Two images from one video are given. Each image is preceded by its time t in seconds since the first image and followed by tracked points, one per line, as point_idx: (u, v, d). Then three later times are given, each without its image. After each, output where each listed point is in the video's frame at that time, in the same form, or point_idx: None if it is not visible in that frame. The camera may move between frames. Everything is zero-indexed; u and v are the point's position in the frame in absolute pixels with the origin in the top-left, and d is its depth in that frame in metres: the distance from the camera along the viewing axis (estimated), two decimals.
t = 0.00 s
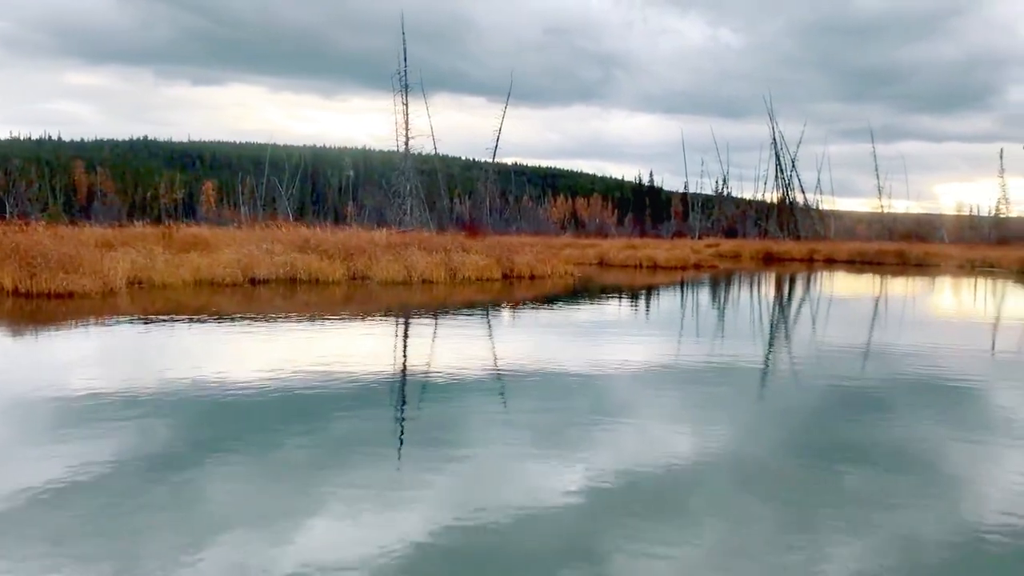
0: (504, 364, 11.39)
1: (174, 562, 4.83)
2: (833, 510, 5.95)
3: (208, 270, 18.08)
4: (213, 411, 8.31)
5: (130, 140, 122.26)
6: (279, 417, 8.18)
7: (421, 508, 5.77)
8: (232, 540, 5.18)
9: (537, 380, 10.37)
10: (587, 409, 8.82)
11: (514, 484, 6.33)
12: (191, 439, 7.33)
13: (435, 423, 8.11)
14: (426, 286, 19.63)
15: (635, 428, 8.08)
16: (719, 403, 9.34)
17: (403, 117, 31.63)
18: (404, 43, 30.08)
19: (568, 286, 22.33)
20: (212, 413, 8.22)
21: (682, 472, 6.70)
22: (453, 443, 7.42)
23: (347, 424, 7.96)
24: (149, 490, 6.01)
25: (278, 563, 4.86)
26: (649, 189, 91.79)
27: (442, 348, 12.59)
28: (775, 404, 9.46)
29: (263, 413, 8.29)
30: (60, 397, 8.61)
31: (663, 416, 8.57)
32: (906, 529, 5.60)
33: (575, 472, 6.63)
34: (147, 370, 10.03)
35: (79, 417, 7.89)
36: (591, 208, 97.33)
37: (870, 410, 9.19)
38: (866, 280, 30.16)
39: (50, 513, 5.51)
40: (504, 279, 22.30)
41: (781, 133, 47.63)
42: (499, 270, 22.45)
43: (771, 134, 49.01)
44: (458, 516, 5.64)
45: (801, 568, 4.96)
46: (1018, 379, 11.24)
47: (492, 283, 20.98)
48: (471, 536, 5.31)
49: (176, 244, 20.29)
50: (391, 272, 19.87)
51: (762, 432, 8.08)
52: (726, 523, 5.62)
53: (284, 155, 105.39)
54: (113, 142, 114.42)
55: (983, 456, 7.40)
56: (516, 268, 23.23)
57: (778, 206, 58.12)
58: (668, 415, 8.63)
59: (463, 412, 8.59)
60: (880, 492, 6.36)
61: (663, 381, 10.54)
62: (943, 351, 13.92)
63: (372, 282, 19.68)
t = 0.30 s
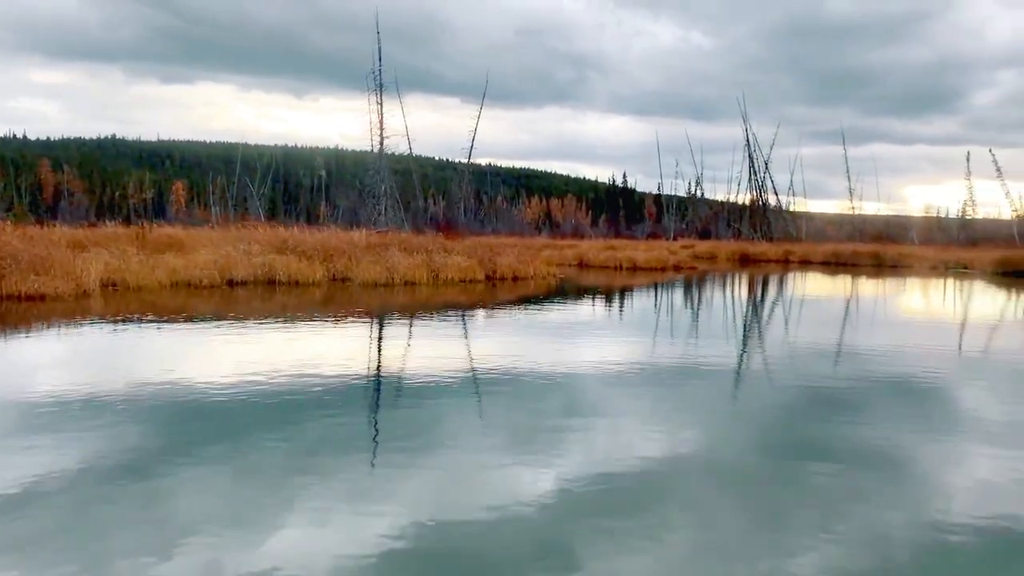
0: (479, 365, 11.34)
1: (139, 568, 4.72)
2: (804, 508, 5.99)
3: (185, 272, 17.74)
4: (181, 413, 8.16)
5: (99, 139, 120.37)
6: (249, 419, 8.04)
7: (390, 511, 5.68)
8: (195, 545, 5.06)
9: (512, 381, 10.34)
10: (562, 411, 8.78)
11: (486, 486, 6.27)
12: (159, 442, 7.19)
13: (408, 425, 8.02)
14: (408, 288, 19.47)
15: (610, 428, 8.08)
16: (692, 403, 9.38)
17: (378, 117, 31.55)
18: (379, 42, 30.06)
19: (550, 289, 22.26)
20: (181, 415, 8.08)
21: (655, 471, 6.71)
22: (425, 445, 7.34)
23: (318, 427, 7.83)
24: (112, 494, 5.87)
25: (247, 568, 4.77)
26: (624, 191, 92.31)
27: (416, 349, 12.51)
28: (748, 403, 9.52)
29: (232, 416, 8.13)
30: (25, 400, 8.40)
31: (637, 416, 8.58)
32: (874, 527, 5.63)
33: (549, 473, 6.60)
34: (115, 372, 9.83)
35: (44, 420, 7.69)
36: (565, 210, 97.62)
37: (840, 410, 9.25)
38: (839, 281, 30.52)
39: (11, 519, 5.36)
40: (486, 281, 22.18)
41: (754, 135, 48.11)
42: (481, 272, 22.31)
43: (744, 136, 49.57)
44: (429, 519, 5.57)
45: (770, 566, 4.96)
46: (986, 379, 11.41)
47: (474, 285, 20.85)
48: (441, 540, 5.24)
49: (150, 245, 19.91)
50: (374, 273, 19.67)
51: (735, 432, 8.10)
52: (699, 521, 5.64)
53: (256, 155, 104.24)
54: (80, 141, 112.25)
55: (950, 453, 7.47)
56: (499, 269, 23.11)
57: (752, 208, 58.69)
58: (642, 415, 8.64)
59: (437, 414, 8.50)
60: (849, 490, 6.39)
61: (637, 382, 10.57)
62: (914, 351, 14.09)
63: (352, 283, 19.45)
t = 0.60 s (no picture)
0: (453, 365, 11.29)
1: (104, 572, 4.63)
2: (774, 503, 6.05)
3: (161, 273, 17.40)
4: (150, 414, 8.02)
5: (66, 138, 118.15)
6: (218, 420, 7.90)
7: (361, 513, 5.59)
8: (160, 550, 4.94)
9: (486, 381, 10.32)
10: (535, 410, 8.76)
11: (459, 486, 6.22)
12: (126, 443, 7.06)
13: (380, 426, 7.94)
14: (390, 289, 19.19)
15: (583, 427, 8.10)
16: (665, 402, 9.44)
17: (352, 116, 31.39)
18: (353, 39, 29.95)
19: (532, 290, 22.21)
20: (149, 416, 7.94)
21: (628, 469, 6.73)
22: (397, 445, 7.27)
23: (288, 428, 7.72)
24: (73, 499, 5.71)
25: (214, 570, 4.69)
26: (599, 192, 92.70)
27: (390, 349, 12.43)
28: (720, 402, 9.59)
29: (200, 417, 7.99)
30: None
31: (610, 415, 8.61)
32: (843, 522, 5.66)
33: (522, 472, 6.59)
34: (83, 373, 9.65)
35: (7, 422, 7.53)
36: (541, 210, 97.82)
37: (810, 408, 9.34)
38: (811, 281, 30.92)
39: None
40: (469, 282, 22.08)
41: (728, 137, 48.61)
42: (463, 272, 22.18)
43: (718, 137, 50.04)
44: (401, 520, 5.49)
45: (742, 563, 4.96)
46: (953, 377, 11.60)
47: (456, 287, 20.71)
48: (413, 542, 5.17)
49: (124, 245, 19.54)
50: (353, 274, 19.29)
51: (706, 430, 8.14)
52: (670, 517, 5.67)
53: (228, 154, 103.05)
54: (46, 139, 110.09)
55: (917, 448, 7.56)
56: (481, 270, 23.01)
57: (726, 209, 59.32)
58: (615, 414, 8.67)
59: (410, 415, 8.43)
60: (818, 485, 6.45)
61: (611, 381, 10.61)
62: (884, 350, 14.28)
63: (334, 284, 19.21)
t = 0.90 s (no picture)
0: (427, 365, 11.24)
1: None
2: (745, 499, 6.10)
3: (136, 274, 17.07)
4: (117, 416, 7.87)
5: (25, 135, 115.42)
6: (186, 422, 7.76)
7: (332, 515, 5.51)
8: (124, 556, 4.82)
9: (459, 381, 10.28)
10: (509, 411, 8.72)
11: (431, 487, 6.16)
12: (92, 445, 6.92)
13: (352, 427, 7.85)
14: (372, 291, 19.03)
15: (556, 425, 8.12)
16: (638, 401, 9.49)
17: (325, 114, 31.14)
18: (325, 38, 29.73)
19: (515, 290, 22.16)
20: (117, 418, 7.79)
21: (600, 466, 6.75)
22: (369, 447, 7.19)
23: (258, 430, 7.59)
24: (35, 504, 5.57)
25: None
26: (573, 192, 93.00)
27: (363, 350, 12.34)
28: (692, 400, 9.66)
29: (169, 419, 7.85)
30: None
31: (584, 414, 8.63)
32: (813, 518, 5.70)
33: (494, 471, 6.57)
34: (50, 375, 9.44)
35: None
36: (515, 211, 97.89)
37: (781, 407, 9.41)
38: (784, 282, 31.27)
39: None
40: (452, 283, 21.97)
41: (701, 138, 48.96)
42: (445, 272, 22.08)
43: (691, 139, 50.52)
44: (372, 522, 5.42)
45: (714, 561, 4.97)
46: (920, 375, 11.81)
47: (438, 288, 20.62)
48: (384, 544, 5.10)
49: (96, 244, 19.14)
50: (335, 275, 19.09)
51: (679, 429, 8.16)
52: (643, 514, 5.68)
53: (198, 154, 101.59)
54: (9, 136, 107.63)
55: (885, 446, 7.65)
56: (463, 270, 22.90)
57: (700, 210, 59.84)
58: (589, 413, 8.69)
59: (382, 416, 8.34)
60: (788, 481, 6.52)
61: (584, 381, 10.64)
62: (853, 350, 14.46)
63: (314, 285, 19.00)
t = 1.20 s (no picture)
0: (399, 366, 11.13)
1: None
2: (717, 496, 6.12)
3: (109, 274, 16.72)
4: (82, 418, 7.68)
5: None
6: (153, 424, 7.60)
7: (299, 517, 5.41)
8: (87, 561, 4.69)
9: (432, 381, 10.20)
10: (480, 410, 8.68)
11: (400, 487, 6.08)
12: (55, 449, 6.75)
13: (320, 428, 7.73)
14: (353, 291, 18.67)
15: (529, 425, 8.09)
16: (611, 399, 9.50)
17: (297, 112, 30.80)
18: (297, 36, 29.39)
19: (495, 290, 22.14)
20: (82, 421, 7.61)
21: (574, 465, 6.73)
22: (337, 447, 7.09)
23: (224, 432, 7.45)
24: None
25: None
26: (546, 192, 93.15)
27: (336, 349, 12.20)
28: (664, 399, 9.69)
29: (135, 421, 7.68)
30: None
31: (557, 413, 8.62)
32: (783, 514, 5.73)
33: (467, 471, 6.52)
34: (14, 377, 9.21)
35: None
36: (489, 210, 97.79)
37: (749, 405, 9.48)
38: (755, 282, 31.57)
39: None
40: (432, 283, 21.86)
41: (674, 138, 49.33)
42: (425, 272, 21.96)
43: (664, 139, 50.89)
44: (340, 524, 5.34)
45: (683, 557, 4.97)
46: (889, 373, 11.97)
47: (418, 288, 20.49)
48: (351, 545, 5.02)
49: (65, 243, 18.72)
50: (314, 275, 18.67)
51: (651, 427, 8.18)
52: (616, 513, 5.67)
53: (167, 151, 100.00)
54: None
55: (850, 442, 7.72)
56: (443, 270, 22.81)
57: (673, 210, 60.32)
58: (562, 412, 8.68)
59: (352, 416, 8.23)
60: (759, 477, 6.56)
61: (558, 380, 10.63)
62: (821, 348, 14.61)
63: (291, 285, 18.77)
